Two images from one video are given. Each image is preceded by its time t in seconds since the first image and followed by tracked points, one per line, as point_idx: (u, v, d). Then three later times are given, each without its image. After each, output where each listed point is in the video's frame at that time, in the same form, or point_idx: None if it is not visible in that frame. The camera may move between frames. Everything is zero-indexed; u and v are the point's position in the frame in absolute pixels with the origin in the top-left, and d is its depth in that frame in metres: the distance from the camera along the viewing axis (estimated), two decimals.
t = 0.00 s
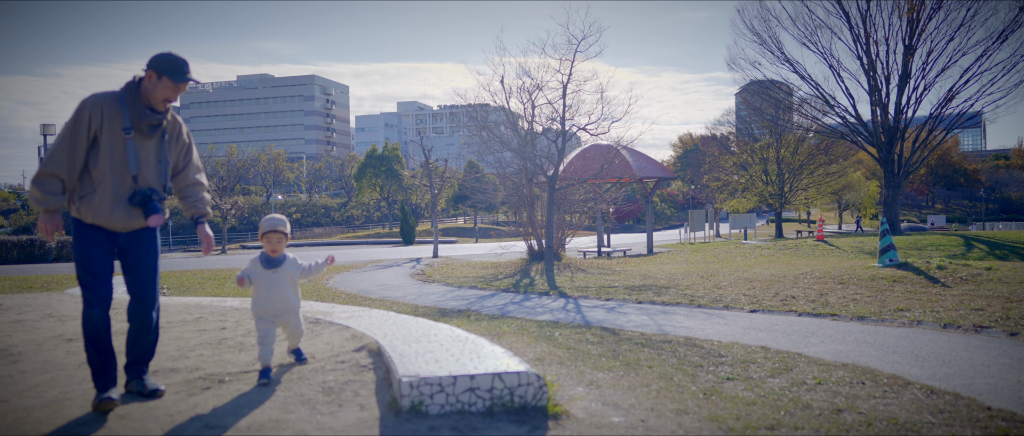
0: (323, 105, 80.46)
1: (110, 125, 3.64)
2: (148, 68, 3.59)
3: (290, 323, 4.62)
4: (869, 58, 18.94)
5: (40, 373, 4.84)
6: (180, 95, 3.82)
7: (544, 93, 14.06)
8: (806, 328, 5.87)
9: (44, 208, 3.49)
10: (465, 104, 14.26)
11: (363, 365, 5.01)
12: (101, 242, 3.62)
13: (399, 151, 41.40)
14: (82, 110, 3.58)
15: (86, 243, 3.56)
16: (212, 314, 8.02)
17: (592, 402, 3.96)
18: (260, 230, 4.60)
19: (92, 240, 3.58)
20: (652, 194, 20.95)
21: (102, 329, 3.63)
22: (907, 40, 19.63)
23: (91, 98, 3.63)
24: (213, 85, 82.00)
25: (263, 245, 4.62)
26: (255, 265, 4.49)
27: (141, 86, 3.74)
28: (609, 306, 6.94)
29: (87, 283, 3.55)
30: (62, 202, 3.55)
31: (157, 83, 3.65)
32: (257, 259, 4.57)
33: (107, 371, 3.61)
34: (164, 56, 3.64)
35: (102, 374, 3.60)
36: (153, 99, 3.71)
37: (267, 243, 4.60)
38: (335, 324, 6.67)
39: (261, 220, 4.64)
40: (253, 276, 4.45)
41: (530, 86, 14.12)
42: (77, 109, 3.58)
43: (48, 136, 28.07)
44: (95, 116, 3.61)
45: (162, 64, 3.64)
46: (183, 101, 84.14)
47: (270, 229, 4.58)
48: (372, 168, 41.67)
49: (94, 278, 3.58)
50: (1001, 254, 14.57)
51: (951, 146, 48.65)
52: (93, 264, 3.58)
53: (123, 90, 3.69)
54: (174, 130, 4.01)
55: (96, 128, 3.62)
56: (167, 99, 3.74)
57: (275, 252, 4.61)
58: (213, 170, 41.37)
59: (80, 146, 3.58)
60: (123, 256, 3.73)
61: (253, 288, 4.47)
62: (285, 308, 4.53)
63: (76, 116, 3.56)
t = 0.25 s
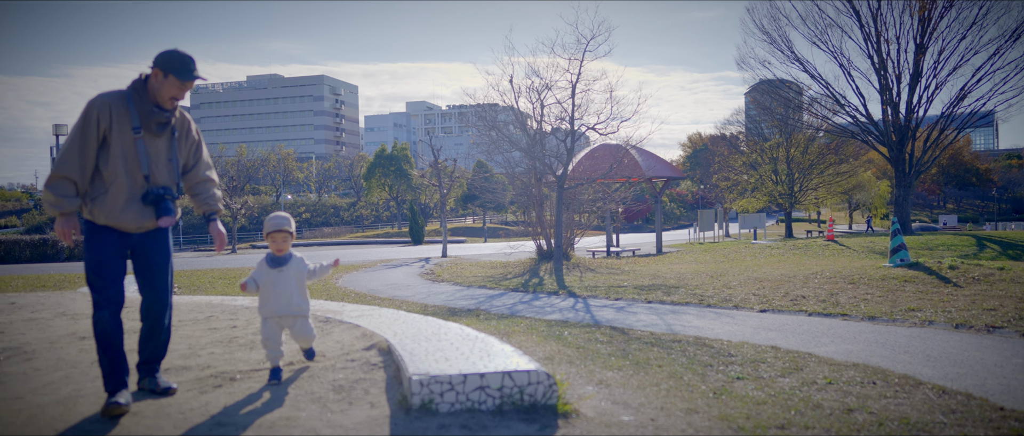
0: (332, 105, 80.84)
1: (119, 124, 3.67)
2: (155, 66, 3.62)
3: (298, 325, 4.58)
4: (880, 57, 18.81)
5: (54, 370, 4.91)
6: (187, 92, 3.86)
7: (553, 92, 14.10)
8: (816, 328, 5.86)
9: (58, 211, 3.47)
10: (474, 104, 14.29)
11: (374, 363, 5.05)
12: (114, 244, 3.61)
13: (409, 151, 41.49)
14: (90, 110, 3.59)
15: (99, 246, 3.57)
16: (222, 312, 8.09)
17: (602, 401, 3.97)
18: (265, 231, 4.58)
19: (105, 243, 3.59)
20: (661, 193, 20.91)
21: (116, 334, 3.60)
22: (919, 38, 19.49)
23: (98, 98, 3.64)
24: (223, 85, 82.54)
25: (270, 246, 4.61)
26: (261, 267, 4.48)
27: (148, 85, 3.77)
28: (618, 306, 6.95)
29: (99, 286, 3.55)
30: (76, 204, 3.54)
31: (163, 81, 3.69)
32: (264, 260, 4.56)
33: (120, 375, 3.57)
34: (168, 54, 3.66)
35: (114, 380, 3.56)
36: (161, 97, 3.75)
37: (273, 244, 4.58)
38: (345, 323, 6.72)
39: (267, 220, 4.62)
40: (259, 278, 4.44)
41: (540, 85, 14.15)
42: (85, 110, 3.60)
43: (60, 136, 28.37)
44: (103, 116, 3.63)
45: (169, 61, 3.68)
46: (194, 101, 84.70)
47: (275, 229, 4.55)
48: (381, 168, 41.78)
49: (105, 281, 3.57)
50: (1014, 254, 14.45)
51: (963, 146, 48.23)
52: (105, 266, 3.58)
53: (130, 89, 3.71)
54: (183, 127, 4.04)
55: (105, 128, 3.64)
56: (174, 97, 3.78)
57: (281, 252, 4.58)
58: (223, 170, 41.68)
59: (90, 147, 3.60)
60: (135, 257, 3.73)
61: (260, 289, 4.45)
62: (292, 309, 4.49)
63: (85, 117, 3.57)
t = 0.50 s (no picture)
0: (343, 105, 81.23)
1: (129, 125, 3.65)
2: (162, 64, 3.58)
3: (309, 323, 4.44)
4: (893, 55, 18.65)
5: (70, 368, 5.00)
6: (194, 90, 3.83)
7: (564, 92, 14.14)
8: (828, 327, 5.84)
9: (75, 215, 3.41)
10: (484, 104, 14.33)
11: (385, 362, 5.09)
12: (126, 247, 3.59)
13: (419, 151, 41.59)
14: (99, 111, 3.56)
15: (113, 249, 3.54)
16: (235, 311, 8.18)
17: (612, 400, 3.99)
18: (275, 228, 4.48)
19: (118, 246, 3.57)
20: (672, 193, 20.84)
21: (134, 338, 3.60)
22: (933, 37, 19.31)
23: (107, 98, 3.61)
24: (235, 86, 83.12)
25: (280, 244, 4.51)
26: (271, 265, 4.37)
27: (155, 84, 3.74)
28: (629, 306, 6.95)
29: (114, 290, 3.53)
30: (92, 208, 3.48)
31: (171, 80, 3.66)
32: (274, 258, 4.45)
33: (138, 378, 3.59)
34: (174, 51, 3.63)
35: (134, 383, 3.57)
36: (169, 96, 3.73)
37: (282, 242, 4.47)
38: (357, 321, 6.76)
39: (276, 218, 4.51)
40: (269, 276, 4.33)
41: (550, 85, 14.16)
42: (94, 111, 3.57)
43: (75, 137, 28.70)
44: (112, 117, 3.60)
45: (175, 59, 3.64)
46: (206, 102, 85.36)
47: (284, 226, 4.44)
48: (392, 167, 41.89)
49: (119, 285, 3.54)
50: None
51: (979, 145, 47.68)
52: (119, 270, 3.55)
53: (137, 89, 3.68)
54: (191, 126, 4.02)
55: (115, 129, 3.62)
56: (182, 95, 3.75)
57: (291, 250, 4.47)
58: (235, 170, 41.99)
59: (101, 149, 3.57)
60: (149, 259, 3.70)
61: (270, 287, 4.34)
62: (303, 307, 4.36)
63: (94, 117, 3.54)
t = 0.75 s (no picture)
0: (355, 105, 81.69)
1: (140, 123, 3.57)
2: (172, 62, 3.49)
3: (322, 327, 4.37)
4: (907, 54, 18.46)
5: (87, 366, 5.10)
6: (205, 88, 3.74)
7: (576, 92, 14.40)
8: (842, 328, 5.82)
9: (91, 214, 3.34)
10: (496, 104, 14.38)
11: (398, 361, 5.13)
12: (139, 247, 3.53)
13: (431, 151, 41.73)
14: (111, 109, 3.49)
15: (128, 249, 3.49)
16: (249, 310, 8.28)
17: (625, 400, 4.01)
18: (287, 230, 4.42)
19: (132, 246, 3.51)
20: (684, 193, 20.76)
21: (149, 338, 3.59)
22: (948, 35, 19.10)
23: (119, 96, 3.54)
24: (248, 87, 83.83)
25: (293, 246, 4.44)
26: (283, 267, 4.33)
27: (166, 82, 3.66)
28: (641, 306, 6.96)
29: (127, 292, 3.48)
30: (109, 206, 3.40)
31: (182, 77, 3.57)
32: (288, 261, 4.40)
33: (156, 377, 3.63)
34: (185, 48, 3.54)
35: (150, 382, 3.60)
36: (180, 94, 3.64)
37: (296, 245, 4.40)
38: (370, 321, 6.82)
39: (290, 219, 4.43)
40: (282, 278, 4.28)
41: (562, 85, 14.18)
42: (106, 109, 3.50)
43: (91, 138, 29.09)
44: (124, 115, 3.53)
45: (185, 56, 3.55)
46: (219, 103, 86.17)
47: (296, 229, 4.36)
48: (404, 168, 42.05)
49: (132, 286, 3.49)
50: None
51: (996, 144, 47.08)
52: (131, 271, 3.50)
53: (149, 86, 3.60)
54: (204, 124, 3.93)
55: (126, 127, 3.54)
56: (193, 93, 3.66)
57: (304, 252, 4.40)
58: (248, 170, 42.37)
59: (114, 147, 3.50)
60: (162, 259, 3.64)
61: (282, 290, 4.30)
62: (313, 311, 4.28)
63: (106, 115, 3.47)
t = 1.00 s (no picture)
0: (368, 105, 82.12)
1: (155, 118, 3.57)
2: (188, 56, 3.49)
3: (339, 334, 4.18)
4: (923, 53, 18.25)
5: (105, 363, 5.21)
6: (221, 84, 3.73)
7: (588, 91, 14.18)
8: (857, 328, 5.79)
9: (107, 208, 3.33)
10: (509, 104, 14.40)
11: (412, 360, 5.18)
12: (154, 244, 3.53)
13: (444, 151, 41.85)
14: (126, 104, 3.50)
15: (143, 246, 3.49)
16: (264, 309, 8.38)
17: (639, 399, 4.03)
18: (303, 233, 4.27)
19: (147, 242, 3.51)
20: (697, 192, 20.66)
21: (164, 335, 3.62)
22: (965, 34, 18.86)
23: (134, 91, 3.55)
24: (262, 87, 84.54)
25: (310, 250, 4.29)
26: (299, 271, 4.18)
27: (182, 77, 3.66)
28: (655, 306, 6.96)
29: (143, 289, 3.50)
30: (125, 200, 3.39)
31: (197, 72, 3.58)
32: (305, 265, 4.25)
33: (171, 374, 3.66)
34: (201, 43, 3.55)
35: (166, 378, 3.65)
36: (196, 89, 3.65)
37: (311, 248, 4.21)
38: (384, 320, 6.88)
39: (306, 222, 4.27)
40: (297, 282, 4.15)
41: (575, 85, 14.18)
42: (121, 103, 3.51)
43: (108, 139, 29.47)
44: (139, 109, 3.53)
45: (202, 52, 3.56)
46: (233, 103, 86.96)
47: (310, 231, 4.20)
48: (417, 168, 42.20)
49: (148, 284, 3.51)
50: None
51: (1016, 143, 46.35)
52: (146, 268, 3.49)
53: (164, 82, 3.61)
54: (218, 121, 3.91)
55: (141, 122, 3.54)
56: (208, 89, 3.66)
57: (320, 256, 4.23)
58: (262, 170, 42.76)
59: (129, 142, 3.50)
60: (178, 255, 3.64)
61: (298, 295, 4.16)
62: (328, 317, 4.11)
63: (122, 110, 3.48)
